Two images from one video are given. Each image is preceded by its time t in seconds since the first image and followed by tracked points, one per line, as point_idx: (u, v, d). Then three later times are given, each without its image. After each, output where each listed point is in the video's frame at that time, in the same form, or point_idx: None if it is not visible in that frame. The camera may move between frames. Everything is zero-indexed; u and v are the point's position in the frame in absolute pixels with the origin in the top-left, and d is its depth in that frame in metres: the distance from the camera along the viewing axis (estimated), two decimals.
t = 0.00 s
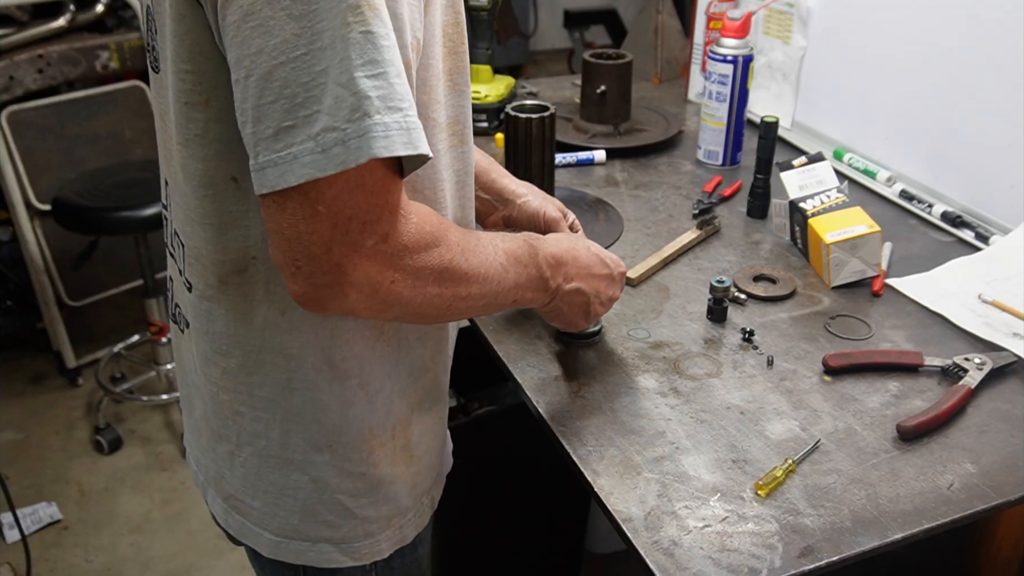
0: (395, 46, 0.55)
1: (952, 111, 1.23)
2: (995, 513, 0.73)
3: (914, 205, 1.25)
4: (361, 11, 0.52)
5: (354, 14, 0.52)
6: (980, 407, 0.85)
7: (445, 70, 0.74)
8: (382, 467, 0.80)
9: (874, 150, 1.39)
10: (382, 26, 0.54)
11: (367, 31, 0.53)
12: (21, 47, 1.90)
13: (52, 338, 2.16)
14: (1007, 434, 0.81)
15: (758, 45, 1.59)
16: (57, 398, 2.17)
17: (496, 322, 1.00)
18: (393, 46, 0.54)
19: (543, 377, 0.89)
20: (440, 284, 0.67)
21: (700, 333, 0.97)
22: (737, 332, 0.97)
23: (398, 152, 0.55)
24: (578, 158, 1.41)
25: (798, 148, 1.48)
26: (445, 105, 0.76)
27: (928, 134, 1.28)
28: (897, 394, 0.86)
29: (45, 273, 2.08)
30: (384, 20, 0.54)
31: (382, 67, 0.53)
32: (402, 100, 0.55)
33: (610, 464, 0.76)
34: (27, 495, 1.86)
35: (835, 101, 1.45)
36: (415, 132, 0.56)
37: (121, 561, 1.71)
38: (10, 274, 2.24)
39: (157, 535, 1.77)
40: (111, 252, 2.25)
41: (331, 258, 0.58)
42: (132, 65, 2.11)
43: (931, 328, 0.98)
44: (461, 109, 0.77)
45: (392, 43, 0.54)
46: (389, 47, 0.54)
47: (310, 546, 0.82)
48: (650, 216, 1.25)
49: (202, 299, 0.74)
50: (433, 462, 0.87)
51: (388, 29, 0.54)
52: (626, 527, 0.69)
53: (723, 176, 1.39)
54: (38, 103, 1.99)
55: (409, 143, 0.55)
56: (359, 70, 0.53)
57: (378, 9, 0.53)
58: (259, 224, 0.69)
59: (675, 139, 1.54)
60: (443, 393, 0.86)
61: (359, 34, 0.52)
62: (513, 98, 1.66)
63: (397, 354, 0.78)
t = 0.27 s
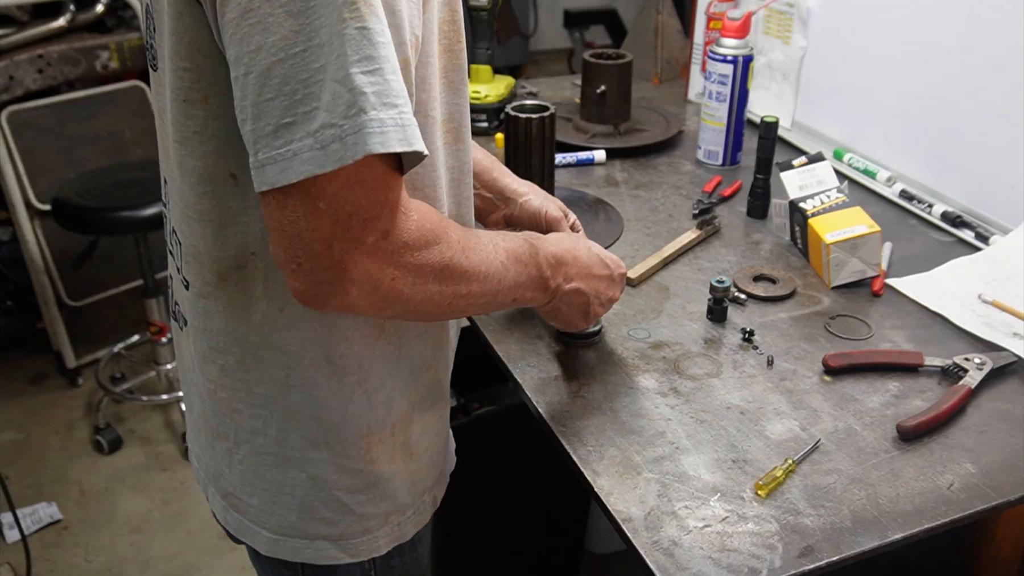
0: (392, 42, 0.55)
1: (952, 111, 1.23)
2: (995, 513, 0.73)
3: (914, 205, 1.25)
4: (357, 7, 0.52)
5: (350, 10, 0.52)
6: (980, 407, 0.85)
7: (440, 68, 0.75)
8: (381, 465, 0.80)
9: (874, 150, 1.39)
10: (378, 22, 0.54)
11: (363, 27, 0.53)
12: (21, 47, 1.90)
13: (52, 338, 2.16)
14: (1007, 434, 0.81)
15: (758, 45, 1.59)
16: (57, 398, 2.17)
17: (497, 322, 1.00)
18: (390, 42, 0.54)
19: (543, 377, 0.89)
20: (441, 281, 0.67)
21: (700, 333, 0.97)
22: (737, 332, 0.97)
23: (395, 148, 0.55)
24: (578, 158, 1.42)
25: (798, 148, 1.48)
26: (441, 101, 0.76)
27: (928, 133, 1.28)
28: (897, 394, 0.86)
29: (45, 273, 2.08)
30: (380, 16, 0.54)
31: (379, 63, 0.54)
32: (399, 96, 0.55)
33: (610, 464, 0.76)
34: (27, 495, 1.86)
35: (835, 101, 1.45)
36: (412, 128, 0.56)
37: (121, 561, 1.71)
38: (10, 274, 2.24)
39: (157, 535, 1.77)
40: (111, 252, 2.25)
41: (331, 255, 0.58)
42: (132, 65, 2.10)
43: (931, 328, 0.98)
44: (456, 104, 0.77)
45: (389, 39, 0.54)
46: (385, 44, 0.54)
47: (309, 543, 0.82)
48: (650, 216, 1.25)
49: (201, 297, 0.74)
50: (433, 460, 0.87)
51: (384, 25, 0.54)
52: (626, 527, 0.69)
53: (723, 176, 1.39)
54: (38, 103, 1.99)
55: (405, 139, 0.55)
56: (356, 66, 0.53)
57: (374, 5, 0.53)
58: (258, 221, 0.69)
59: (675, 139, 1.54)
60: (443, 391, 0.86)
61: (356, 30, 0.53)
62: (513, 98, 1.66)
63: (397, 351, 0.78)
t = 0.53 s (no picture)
0: (393, 47, 0.55)
1: (952, 111, 1.23)
2: (995, 513, 0.73)
3: (914, 205, 1.25)
4: (360, 12, 0.52)
5: (353, 15, 0.52)
6: (980, 407, 0.85)
7: (446, 72, 0.74)
8: (376, 466, 0.81)
9: (874, 150, 1.39)
10: (380, 27, 0.54)
11: (366, 32, 0.53)
12: (21, 47, 1.90)
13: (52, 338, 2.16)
14: (1007, 434, 0.81)
15: (758, 45, 1.59)
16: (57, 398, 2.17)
17: (497, 322, 1.00)
18: (392, 47, 0.54)
19: (543, 377, 0.89)
20: (446, 286, 0.67)
21: (700, 333, 0.97)
22: (737, 332, 0.97)
23: (398, 153, 0.55)
24: (578, 158, 1.41)
25: (798, 148, 1.48)
26: (447, 107, 0.75)
27: (928, 133, 1.28)
28: (897, 394, 0.86)
29: (45, 273, 2.08)
30: (381, 20, 0.54)
31: (382, 68, 0.54)
32: (401, 100, 0.55)
33: (610, 464, 0.76)
34: (27, 495, 1.86)
35: (835, 101, 1.45)
36: (414, 133, 0.56)
37: (121, 561, 1.71)
38: (9, 274, 2.24)
39: (157, 535, 1.77)
40: (111, 252, 2.25)
41: (332, 259, 0.58)
42: (131, 65, 2.10)
43: (931, 328, 0.98)
44: (463, 111, 0.76)
45: (391, 44, 0.55)
46: (388, 48, 0.54)
47: (302, 544, 0.82)
48: (650, 216, 1.25)
49: (208, 292, 0.74)
50: (430, 462, 0.87)
51: (387, 29, 0.54)
52: (626, 527, 0.69)
53: (723, 176, 1.39)
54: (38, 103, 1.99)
55: (409, 144, 0.56)
56: (358, 71, 0.53)
57: (376, 10, 0.53)
58: (257, 229, 0.68)
59: (675, 139, 1.54)
60: (443, 394, 0.86)
61: (358, 34, 0.53)
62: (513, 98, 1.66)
63: (395, 353, 0.78)
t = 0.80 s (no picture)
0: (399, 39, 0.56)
1: (952, 111, 1.23)
2: (995, 513, 0.73)
3: (914, 205, 1.25)
4: (366, 4, 0.53)
5: (359, 7, 0.53)
6: (980, 407, 0.85)
7: (445, 72, 0.75)
8: (371, 460, 0.81)
9: (874, 150, 1.39)
10: (386, 19, 0.54)
11: (372, 23, 0.53)
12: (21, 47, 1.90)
13: (52, 338, 2.16)
14: (1007, 434, 0.81)
15: (758, 45, 1.59)
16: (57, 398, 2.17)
17: (497, 322, 1.00)
18: (397, 39, 0.55)
19: (542, 377, 0.89)
20: (447, 282, 0.67)
21: (700, 333, 0.97)
22: (737, 332, 0.97)
23: (400, 144, 0.55)
24: (578, 158, 1.41)
25: (798, 148, 1.48)
26: (446, 106, 0.76)
27: (928, 133, 1.28)
28: (897, 394, 0.86)
29: (45, 273, 2.08)
30: (387, 12, 0.54)
31: (386, 59, 0.54)
32: (406, 92, 0.55)
33: (610, 464, 0.76)
34: (27, 494, 1.86)
35: (835, 101, 1.45)
36: (417, 125, 0.56)
37: (121, 561, 1.71)
38: (9, 274, 2.24)
39: (157, 535, 1.77)
40: (111, 252, 2.25)
41: (334, 252, 0.58)
42: (132, 65, 2.10)
43: (931, 328, 0.98)
44: (461, 109, 0.77)
45: (396, 36, 0.55)
46: (393, 41, 0.54)
47: (297, 534, 0.82)
48: (650, 216, 1.25)
49: (195, 288, 0.73)
50: (428, 460, 0.87)
51: (392, 22, 0.54)
52: (626, 527, 0.69)
53: (723, 176, 1.39)
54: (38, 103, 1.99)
55: (411, 136, 0.55)
56: (363, 62, 0.53)
57: (382, 2, 0.54)
58: (258, 221, 0.68)
59: (675, 139, 1.54)
60: (439, 391, 0.86)
61: (364, 25, 0.53)
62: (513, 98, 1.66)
63: (388, 345, 0.79)
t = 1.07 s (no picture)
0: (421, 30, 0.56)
1: (953, 111, 1.23)
2: (994, 513, 0.73)
3: (914, 205, 1.25)
4: None
5: None
6: (980, 407, 0.85)
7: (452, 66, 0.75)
8: (385, 462, 0.81)
9: (874, 150, 1.39)
10: (409, 9, 0.54)
11: (395, 12, 0.53)
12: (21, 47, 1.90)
13: (52, 338, 2.16)
14: (1006, 434, 0.81)
15: (758, 45, 1.59)
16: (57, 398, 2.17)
17: (497, 322, 1.00)
18: (420, 28, 0.55)
19: (542, 377, 0.89)
20: (458, 275, 0.67)
21: (700, 333, 0.97)
22: (737, 332, 0.97)
23: (426, 134, 0.55)
24: (578, 158, 1.41)
25: (798, 148, 1.48)
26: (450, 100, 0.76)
27: (928, 133, 1.28)
28: (897, 394, 0.86)
29: (45, 273, 2.08)
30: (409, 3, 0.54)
31: (409, 49, 0.54)
32: (428, 82, 0.55)
33: (611, 464, 0.76)
34: (27, 494, 1.86)
35: (836, 101, 1.45)
36: (442, 115, 0.56)
37: (120, 561, 1.71)
38: (9, 274, 2.24)
39: (157, 535, 1.77)
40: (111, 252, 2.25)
41: (351, 245, 0.58)
42: (132, 65, 2.11)
43: (930, 328, 0.98)
44: (464, 103, 0.77)
45: (419, 26, 0.55)
46: (415, 30, 0.54)
47: (311, 542, 0.82)
48: (650, 217, 1.25)
49: (213, 290, 0.73)
50: (439, 460, 0.87)
51: (414, 11, 0.54)
52: (627, 527, 0.69)
53: (723, 176, 1.39)
54: (37, 103, 2.00)
55: (436, 125, 0.56)
56: (387, 52, 0.53)
57: None
58: (272, 221, 0.68)
59: (675, 139, 1.54)
60: (449, 389, 0.86)
61: (387, 15, 0.53)
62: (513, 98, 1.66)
63: (405, 346, 0.79)
